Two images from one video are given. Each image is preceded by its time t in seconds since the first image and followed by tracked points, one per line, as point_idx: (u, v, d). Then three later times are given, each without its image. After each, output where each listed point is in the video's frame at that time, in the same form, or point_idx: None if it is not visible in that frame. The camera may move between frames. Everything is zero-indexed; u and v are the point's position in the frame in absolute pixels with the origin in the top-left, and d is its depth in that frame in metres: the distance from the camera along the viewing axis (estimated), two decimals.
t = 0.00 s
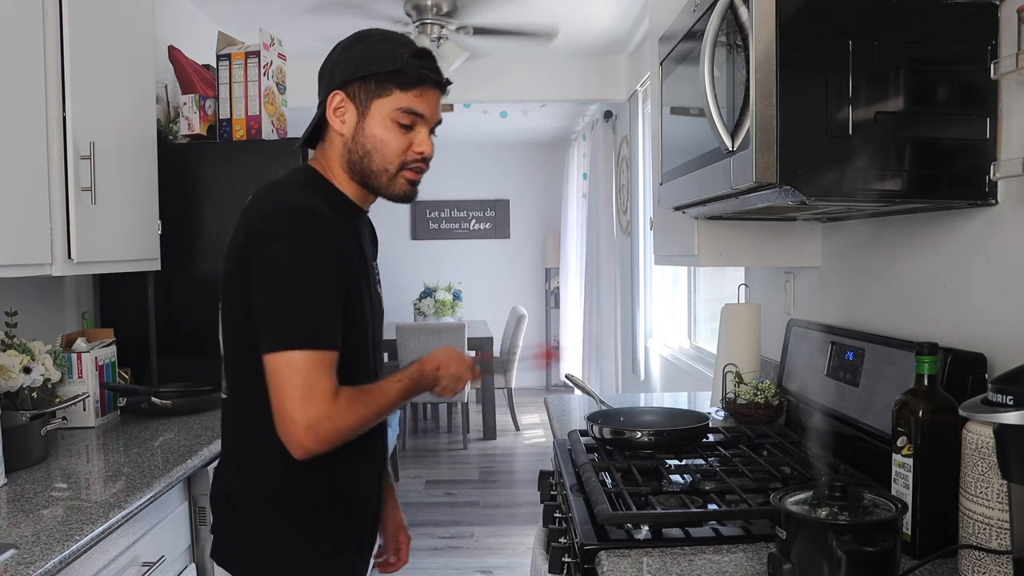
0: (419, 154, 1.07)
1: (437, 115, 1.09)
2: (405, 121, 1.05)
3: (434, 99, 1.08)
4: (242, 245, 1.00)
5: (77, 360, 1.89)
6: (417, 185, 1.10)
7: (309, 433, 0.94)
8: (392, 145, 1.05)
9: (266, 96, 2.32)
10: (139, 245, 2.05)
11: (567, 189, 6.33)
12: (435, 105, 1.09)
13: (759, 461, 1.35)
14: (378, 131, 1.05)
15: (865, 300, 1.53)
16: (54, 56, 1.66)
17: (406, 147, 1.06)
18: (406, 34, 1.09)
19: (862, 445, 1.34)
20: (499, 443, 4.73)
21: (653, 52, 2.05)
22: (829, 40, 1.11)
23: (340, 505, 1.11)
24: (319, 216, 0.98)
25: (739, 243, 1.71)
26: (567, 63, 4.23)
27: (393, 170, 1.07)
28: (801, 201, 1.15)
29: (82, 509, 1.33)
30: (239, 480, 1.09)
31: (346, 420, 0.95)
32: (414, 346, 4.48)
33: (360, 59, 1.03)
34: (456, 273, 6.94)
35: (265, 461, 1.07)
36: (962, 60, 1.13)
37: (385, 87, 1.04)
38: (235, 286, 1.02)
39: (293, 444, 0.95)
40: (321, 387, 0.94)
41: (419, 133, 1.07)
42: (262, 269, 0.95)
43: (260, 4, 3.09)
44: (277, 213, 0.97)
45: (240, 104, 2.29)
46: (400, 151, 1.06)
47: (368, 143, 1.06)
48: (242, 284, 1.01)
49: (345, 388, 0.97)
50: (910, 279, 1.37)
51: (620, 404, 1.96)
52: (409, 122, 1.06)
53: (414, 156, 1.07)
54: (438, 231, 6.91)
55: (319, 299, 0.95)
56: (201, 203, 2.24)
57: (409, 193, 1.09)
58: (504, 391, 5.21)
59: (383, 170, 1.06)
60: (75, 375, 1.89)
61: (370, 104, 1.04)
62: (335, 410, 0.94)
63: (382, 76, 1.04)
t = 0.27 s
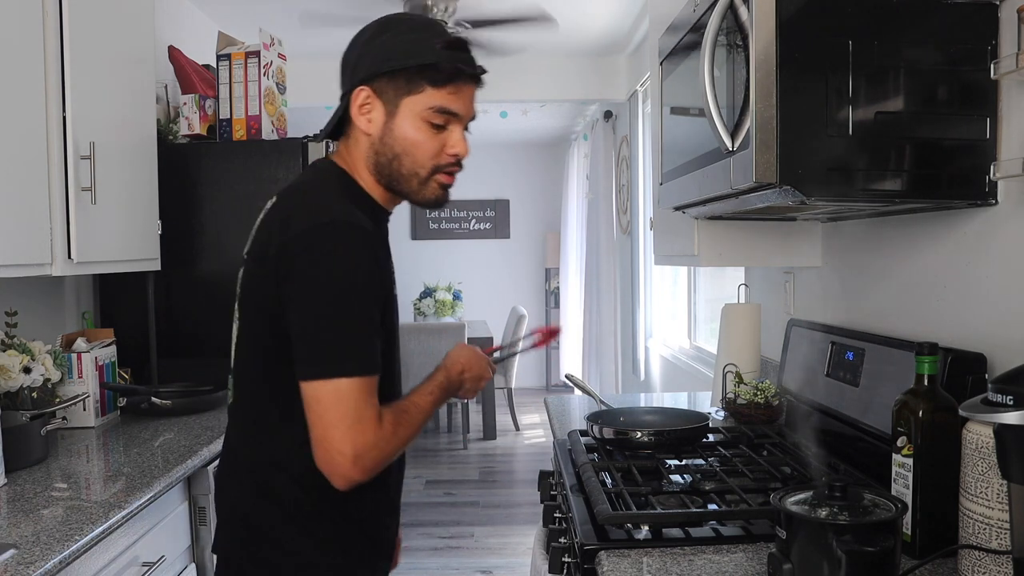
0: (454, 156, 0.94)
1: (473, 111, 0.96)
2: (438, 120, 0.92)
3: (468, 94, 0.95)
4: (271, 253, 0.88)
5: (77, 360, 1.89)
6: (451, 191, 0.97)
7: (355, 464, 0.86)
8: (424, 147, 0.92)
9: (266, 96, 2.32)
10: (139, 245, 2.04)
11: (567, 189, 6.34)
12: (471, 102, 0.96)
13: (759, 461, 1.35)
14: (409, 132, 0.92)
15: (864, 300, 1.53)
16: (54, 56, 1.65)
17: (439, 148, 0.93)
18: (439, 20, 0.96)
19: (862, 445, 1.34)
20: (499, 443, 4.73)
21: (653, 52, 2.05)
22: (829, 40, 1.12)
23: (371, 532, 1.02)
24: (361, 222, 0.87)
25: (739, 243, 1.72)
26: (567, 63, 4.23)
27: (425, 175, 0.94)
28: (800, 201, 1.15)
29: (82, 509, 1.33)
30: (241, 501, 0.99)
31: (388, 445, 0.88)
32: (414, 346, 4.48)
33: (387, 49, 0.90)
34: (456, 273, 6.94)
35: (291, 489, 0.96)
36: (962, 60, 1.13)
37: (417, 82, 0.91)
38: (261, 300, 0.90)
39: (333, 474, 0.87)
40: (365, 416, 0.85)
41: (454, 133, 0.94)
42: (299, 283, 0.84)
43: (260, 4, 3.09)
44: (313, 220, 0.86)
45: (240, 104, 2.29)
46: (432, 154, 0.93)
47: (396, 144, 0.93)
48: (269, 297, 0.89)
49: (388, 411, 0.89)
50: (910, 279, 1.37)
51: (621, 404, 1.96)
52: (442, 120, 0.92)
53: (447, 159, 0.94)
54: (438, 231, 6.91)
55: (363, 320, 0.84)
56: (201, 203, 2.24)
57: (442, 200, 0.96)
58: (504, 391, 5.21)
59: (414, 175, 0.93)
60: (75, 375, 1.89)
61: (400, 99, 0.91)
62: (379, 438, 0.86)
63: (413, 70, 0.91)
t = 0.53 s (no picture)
0: (492, 167, 0.93)
1: (515, 123, 0.95)
2: (478, 129, 0.91)
3: (513, 104, 0.93)
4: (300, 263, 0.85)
5: (76, 360, 1.89)
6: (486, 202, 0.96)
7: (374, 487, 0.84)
8: (464, 156, 0.91)
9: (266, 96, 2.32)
10: (139, 245, 2.04)
11: (567, 189, 6.33)
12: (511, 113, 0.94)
13: (759, 461, 1.35)
14: (449, 139, 0.91)
15: (865, 300, 1.53)
16: (54, 56, 1.65)
17: (474, 159, 0.92)
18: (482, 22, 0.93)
19: (862, 445, 1.34)
20: (499, 443, 4.73)
21: (653, 52, 2.05)
22: (829, 40, 1.12)
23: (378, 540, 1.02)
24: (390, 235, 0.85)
25: (739, 243, 1.72)
26: (567, 63, 4.23)
27: (461, 184, 0.92)
28: (800, 201, 1.15)
29: (82, 509, 1.33)
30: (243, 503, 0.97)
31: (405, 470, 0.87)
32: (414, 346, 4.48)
33: (431, 52, 0.88)
34: (456, 273, 6.94)
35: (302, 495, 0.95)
36: (962, 60, 1.13)
37: (461, 89, 0.89)
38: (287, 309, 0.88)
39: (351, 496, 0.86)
40: (385, 439, 0.84)
41: (491, 144, 0.92)
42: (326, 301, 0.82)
43: (261, 4, 3.09)
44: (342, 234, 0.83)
45: (240, 104, 2.29)
46: (468, 163, 0.91)
47: (434, 151, 0.91)
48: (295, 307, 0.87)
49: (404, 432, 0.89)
50: (910, 279, 1.37)
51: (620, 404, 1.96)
52: (481, 131, 0.91)
53: (482, 170, 0.93)
54: (437, 231, 6.91)
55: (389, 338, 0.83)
56: (201, 203, 2.24)
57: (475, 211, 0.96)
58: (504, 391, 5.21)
59: (447, 183, 0.92)
60: (75, 375, 1.89)
61: (440, 104, 0.89)
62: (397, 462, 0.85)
63: (460, 76, 0.89)
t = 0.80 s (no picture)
0: (367, 140, 0.88)
1: (416, 96, 0.90)
2: (371, 106, 0.88)
3: (405, 76, 0.89)
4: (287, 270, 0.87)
5: (77, 360, 1.89)
6: (381, 179, 0.91)
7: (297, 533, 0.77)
8: (338, 130, 0.90)
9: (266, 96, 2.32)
10: (139, 245, 2.05)
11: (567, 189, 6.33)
12: (424, 93, 0.90)
13: (758, 461, 1.35)
14: (332, 114, 0.91)
15: (864, 300, 1.54)
16: (54, 57, 1.65)
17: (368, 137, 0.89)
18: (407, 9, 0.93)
19: (862, 445, 1.34)
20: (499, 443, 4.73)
21: (653, 52, 2.05)
22: (829, 40, 1.12)
23: (383, 530, 1.07)
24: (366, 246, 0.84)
25: (739, 244, 1.72)
26: (567, 63, 4.24)
27: (343, 157, 0.90)
28: (800, 201, 1.15)
29: (82, 509, 1.33)
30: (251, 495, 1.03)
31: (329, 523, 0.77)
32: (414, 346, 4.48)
33: (343, 37, 0.89)
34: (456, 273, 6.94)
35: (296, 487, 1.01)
36: (962, 60, 1.14)
37: (340, 61, 0.89)
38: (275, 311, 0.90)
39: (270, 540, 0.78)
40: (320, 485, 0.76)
41: (396, 122, 0.89)
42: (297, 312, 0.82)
43: (261, 5, 3.09)
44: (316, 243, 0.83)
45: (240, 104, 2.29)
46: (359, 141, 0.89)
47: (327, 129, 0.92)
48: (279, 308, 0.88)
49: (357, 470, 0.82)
50: (909, 279, 1.37)
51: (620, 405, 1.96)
52: (379, 108, 0.88)
53: (378, 148, 0.89)
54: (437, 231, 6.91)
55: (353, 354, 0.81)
56: (202, 203, 2.24)
57: (370, 188, 0.91)
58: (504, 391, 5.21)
59: (349, 163, 0.90)
60: (75, 375, 1.89)
61: (335, 85, 0.89)
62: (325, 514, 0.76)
63: (343, 49, 0.88)
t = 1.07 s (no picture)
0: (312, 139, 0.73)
1: (371, 89, 0.75)
2: (315, 98, 0.73)
3: (356, 64, 0.74)
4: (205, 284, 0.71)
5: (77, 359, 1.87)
6: (331, 186, 0.76)
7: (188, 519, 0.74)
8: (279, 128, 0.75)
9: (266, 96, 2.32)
10: (138, 245, 2.04)
11: (567, 189, 6.34)
12: (378, 84, 0.76)
13: (758, 461, 1.35)
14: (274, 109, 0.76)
15: (864, 300, 1.54)
16: (55, 57, 1.65)
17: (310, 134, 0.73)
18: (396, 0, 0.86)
19: (862, 445, 1.34)
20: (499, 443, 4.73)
21: (653, 53, 2.05)
22: (829, 40, 1.12)
23: (355, 574, 0.96)
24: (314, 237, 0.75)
25: (739, 244, 1.72)
26: (567, 63, 4.24)
27: (288, 160, 0.76)
28: (800, 201, 1.15)
29: (83, 509, 1.33)
30: (196, 550, 0.89)
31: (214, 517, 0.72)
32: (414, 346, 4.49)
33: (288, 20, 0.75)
34: (456, 273, 6.95)
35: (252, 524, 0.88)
36: (961, 60, 1.14)
37: (281, 47, 0.74)
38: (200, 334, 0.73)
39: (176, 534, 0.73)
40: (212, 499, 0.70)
41: (344, 118, 0.74)
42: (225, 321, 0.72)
43: (261, 5, 3.10)
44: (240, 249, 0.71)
45: (240, 104, 2.29)
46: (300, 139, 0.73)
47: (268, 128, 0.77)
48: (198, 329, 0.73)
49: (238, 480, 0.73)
50: (909, 279, 1.38)
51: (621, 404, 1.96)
52: (323, 101, 0.73)
53: (324, 148, 0.74)
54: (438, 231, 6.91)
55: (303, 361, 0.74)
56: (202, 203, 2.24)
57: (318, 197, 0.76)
58: (504, 391, 5.22)
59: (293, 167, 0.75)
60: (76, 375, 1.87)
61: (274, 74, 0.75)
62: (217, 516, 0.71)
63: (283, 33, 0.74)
